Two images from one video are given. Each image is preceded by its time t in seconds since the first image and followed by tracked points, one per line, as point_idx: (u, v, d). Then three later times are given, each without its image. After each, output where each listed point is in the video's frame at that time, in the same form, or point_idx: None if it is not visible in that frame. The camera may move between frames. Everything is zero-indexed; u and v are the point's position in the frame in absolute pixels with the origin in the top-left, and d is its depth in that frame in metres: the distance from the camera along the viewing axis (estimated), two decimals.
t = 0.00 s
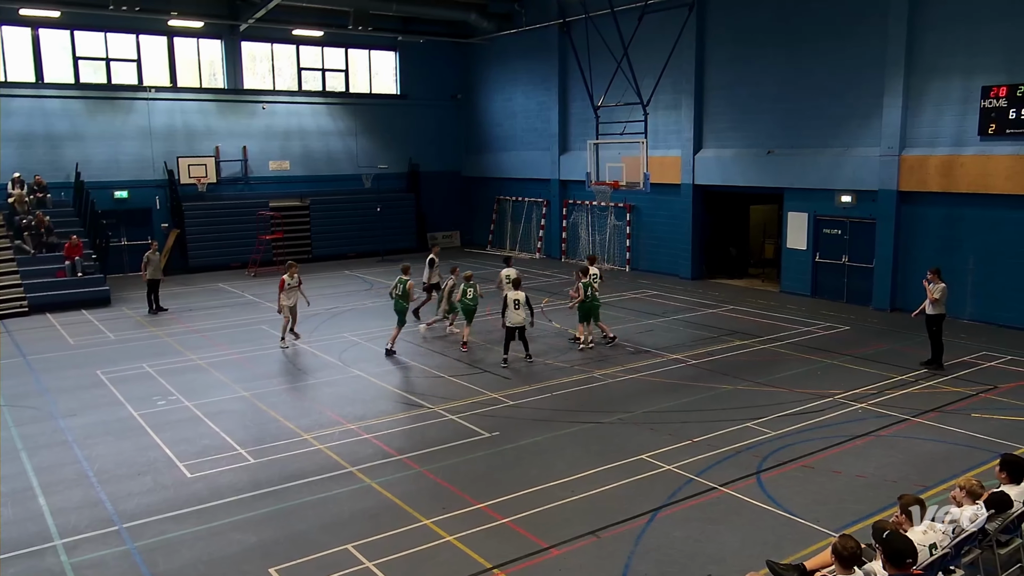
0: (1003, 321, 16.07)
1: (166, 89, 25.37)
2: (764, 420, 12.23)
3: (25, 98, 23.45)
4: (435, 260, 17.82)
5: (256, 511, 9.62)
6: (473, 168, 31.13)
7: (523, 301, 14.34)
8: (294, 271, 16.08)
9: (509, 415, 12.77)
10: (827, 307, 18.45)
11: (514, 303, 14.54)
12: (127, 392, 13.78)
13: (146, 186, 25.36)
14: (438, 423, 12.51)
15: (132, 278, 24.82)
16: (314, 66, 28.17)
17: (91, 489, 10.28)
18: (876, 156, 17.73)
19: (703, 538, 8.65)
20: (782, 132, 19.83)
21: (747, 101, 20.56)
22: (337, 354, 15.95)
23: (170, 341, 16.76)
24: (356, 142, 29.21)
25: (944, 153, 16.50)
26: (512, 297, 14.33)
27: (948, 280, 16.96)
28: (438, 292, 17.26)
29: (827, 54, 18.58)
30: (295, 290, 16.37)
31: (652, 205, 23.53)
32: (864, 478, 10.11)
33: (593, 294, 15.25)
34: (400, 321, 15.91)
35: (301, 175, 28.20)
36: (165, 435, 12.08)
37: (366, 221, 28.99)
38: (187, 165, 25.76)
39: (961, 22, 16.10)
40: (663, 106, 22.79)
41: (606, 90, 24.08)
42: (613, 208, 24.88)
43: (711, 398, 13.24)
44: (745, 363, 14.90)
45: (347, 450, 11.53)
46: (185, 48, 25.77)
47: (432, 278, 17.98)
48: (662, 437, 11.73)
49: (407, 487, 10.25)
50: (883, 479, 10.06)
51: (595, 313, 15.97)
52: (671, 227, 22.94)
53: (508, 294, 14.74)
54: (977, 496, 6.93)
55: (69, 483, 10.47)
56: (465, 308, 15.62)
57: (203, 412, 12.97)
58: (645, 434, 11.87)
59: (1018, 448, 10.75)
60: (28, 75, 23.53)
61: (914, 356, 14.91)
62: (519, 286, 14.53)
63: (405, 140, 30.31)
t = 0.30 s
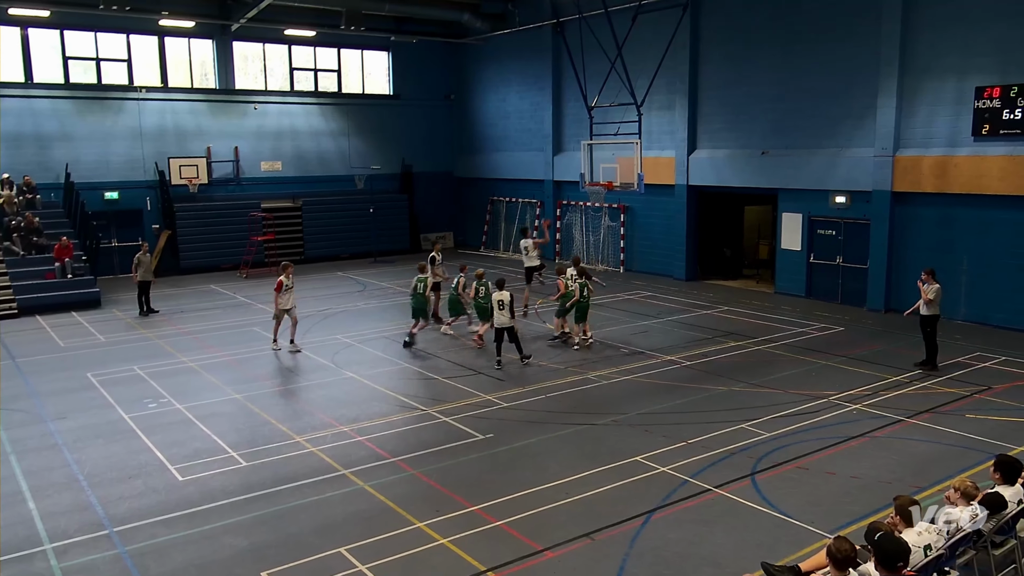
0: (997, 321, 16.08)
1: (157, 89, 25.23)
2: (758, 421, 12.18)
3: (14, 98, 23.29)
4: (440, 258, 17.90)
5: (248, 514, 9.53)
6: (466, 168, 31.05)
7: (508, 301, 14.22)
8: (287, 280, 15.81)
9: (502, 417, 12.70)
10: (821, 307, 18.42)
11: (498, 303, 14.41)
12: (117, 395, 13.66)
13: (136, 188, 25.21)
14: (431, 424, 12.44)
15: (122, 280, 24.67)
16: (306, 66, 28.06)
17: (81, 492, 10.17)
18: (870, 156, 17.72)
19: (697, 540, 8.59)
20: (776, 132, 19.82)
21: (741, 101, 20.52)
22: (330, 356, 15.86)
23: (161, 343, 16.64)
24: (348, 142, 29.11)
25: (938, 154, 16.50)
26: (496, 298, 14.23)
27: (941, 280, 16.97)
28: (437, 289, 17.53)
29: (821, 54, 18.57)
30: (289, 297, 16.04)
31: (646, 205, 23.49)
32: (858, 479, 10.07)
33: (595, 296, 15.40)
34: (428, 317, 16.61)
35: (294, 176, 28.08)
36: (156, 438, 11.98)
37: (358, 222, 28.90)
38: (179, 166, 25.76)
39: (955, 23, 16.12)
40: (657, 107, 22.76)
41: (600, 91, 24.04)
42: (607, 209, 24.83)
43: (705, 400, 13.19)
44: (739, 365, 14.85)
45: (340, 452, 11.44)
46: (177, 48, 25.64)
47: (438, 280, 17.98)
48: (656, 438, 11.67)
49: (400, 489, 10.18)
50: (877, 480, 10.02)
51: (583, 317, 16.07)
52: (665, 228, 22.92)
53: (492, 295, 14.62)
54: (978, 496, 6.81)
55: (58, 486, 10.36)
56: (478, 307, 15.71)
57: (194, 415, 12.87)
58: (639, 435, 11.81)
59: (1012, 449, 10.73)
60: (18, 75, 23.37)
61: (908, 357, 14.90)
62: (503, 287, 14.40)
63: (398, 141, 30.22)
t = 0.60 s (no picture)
0: (989, 322, 16.07)
1: (145, 89, 25.06)
2: (751, 424, 12.11)
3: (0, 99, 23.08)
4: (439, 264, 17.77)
5: (237, 519, 9.40)
6: (457, 169, 30.96)
7: (498, 304, 14.12)
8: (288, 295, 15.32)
9: (494, 420, 12.60)
10: (814, 309, 18.38)
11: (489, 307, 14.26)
12: (104, 399, 13.50)
13: (123, 189, 25.02)
14: (422, 428, 12.32)
15: (110, 282, 24.46)
16: (296, 66, 27.93)
17: (68, 498, 10.02)
18: (862, 157, 17.70)
19: (691, 543, 8.51)
20: (768, 133, 19.79)
21: (733, 102, 20.48)
22: (320, 359, 15.73)
23: (148, 346, 16.48)
24: (338, 143, 28.97)
25: (930, 154, 16.48)
26: (489, 300, 14.09)
27: (933, 281, 16.96)
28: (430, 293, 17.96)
29: (813, 55, 18.54)
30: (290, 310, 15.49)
31: (638, 207, 23.43)
32: (852, 481, 10.01)
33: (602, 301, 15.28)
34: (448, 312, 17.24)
35: (283, 177, 27.92)
36: (144, 442, 11.84)
37: (349, 224, 28.76)
38: (166, 167, 25.59)
39: (946, 24, 16.11)
40: (649, 107, 22.71)
41: (591, 91, 23.99)
42: (599, 210, 24.75)
43: (698, 402, 13.12)
44: (732, 367, 14.78)
45: (330, 456, 11.32)
46: (165, 48, 25.47)
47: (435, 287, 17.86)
48: (649, 441, 11.59)
49: (391, 493, 10.06)
50: (870, 482, 9.96)
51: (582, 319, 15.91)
52: (657, 229, 22.86)
53: (483, 297, 14.49)
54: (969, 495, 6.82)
55: (43, 491, 10.21)
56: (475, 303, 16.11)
57: (182, 419, 12.72)
58: (632, 438, 11.72)
59: (1004, 450, 10.69)
60: (3, 75, 23.16)
61: (900, 358, 14.86)
62: (493, 291, 14.29)
63: (389, 141, 30.11)
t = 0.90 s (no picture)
0: (980, 323, 16.05)
1: (130, 89, 24.85)
2: (743, 426, 12.04)
3: None
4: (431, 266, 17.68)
5: (224, 524, 9.25)
6: (447, 170, 30.83)
7: (482, 308, 13.98)
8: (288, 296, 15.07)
9: (484, 423, 12.48)
10: (805, 310, 18.34)
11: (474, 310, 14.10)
12: (89, 403, 13.32)
13: (108, 191, 24.79)
14: (412, 431, 12.20)
15: (95, 285, 24.22)
16: (283, 66, 27.76)
17: (52, 504, 9.85)
18: (853, 158, 17.67)
19: (683, 547, 8.41)
20: (759, 133, 19.74)
21: (724, 103, 20.44)
22: (309, 362, 15.57)
23: (135, 349, 16.30)
24: (327, 144, 28.81)
25: (921, 155, 16.45)
26: (471, 303, 13.92)
27: (925, 283, 16.93)
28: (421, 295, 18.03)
29: (804, 56, 18.51)
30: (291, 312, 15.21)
31: (628, 209, 23.37)
32: (844, 483, 9.93)
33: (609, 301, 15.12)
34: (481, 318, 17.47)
35: (270, 178, 27.74)
36: (129, 447, 11.67)
37: (337, 226, 28.61)
38: (152, 168, 25.27)
39: (937, 24, 16.09)
40: (639, 108, 22.65)
41: (581, 92, 23.93)
42: (590, 212, 24.66)
43: (689, 404, 13.03)
44: (723, 369, 14.71)
45: (319, 460, 11.18)
46: (150, 48, 25.27)
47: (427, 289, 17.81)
48: (640, 443, 11.50)
49: (380, 497, 9.93)
50: (863, 484, 9.88)
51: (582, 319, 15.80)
52: (648, 231, 22.79)
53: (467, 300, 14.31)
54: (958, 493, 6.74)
55: (26, 497, 10.04)
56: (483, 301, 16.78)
57: (168, 423, 12.56)
58: (623, 441, 11.63)
59: (997, 451, 10.63)
60: None
61: (892, 360, 14.82)
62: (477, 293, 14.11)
63: (377, 142, 29.96)
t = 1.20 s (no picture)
0: (973, 324, 16.03)
1: (118, 89, 24.68)
2: (736, 428, 11.96)
3: None
4: (424, 273, 17.44)
5: (213, 529, 9.13)
6: (439, 171, 30.72)
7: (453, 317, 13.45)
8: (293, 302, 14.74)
9: (475, 426, 12.38)
10: (799, 312, 18.29)
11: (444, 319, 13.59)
12: (75, 407, 13.16)
13: (96, 192, 24.60)
14: (403, 435, 12.08)
15: (83, 287, 24.01)
16: (273, 66, 27.62)
17: (38, 509, 9.70)
18: (846, 159, 17.64)
19: (677, 550, 8.33)
20: (751, 134, 19.71)
21: (716, 103, 20.41)
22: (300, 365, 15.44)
23: (123, 352, 16.14)
24: (317, 145, 28.67)
25: (914, 156, 16.44)
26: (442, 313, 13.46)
27: (918, 283, 16.91)
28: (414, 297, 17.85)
29: (796, 57, 18.49)
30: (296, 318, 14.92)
31: (621, 210, 23.30)
32: (838, 485, 9.87)
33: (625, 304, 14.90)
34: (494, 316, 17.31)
35: (260, 179, 27.59)
36: (117, 451, 11.52)
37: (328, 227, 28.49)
38: (140, 169, 25.04)
39: (929, 25, 16.09)
40: (632, 109, 22.60)
41: (573, 93, 23.88)
42: (583, 213, 24.60)
43: (682, 406, 12.96)
44: (716, 371, 14.65)
45: (309, 464, 11.06)
46: (138, 48, 25.12)
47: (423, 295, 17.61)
48: (633, 446, 11.42)
49: (371, 501, 9.82)
50: (857, 486, 9.82)
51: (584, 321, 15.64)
52: (640, 233, 22.74)
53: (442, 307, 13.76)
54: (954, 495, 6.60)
55: (11, 502, 9.89)
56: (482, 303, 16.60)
57: (156, 427, 12.41)
58: (616, 443, 11.55)
59: (990, 452, 10.59)
60: None
61: (885, 361, 14.78)
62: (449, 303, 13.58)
63: (369, 142, 29.84)
